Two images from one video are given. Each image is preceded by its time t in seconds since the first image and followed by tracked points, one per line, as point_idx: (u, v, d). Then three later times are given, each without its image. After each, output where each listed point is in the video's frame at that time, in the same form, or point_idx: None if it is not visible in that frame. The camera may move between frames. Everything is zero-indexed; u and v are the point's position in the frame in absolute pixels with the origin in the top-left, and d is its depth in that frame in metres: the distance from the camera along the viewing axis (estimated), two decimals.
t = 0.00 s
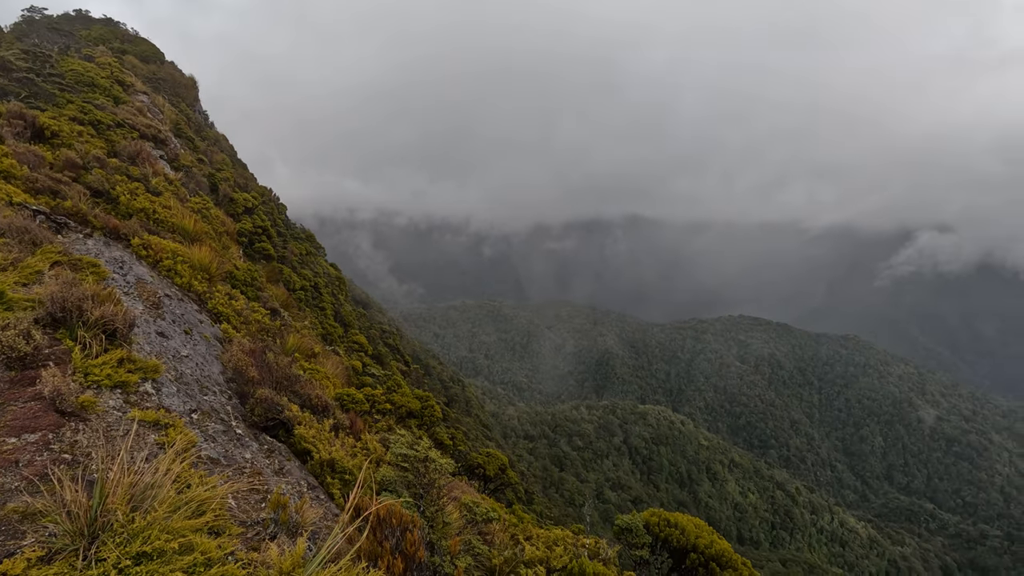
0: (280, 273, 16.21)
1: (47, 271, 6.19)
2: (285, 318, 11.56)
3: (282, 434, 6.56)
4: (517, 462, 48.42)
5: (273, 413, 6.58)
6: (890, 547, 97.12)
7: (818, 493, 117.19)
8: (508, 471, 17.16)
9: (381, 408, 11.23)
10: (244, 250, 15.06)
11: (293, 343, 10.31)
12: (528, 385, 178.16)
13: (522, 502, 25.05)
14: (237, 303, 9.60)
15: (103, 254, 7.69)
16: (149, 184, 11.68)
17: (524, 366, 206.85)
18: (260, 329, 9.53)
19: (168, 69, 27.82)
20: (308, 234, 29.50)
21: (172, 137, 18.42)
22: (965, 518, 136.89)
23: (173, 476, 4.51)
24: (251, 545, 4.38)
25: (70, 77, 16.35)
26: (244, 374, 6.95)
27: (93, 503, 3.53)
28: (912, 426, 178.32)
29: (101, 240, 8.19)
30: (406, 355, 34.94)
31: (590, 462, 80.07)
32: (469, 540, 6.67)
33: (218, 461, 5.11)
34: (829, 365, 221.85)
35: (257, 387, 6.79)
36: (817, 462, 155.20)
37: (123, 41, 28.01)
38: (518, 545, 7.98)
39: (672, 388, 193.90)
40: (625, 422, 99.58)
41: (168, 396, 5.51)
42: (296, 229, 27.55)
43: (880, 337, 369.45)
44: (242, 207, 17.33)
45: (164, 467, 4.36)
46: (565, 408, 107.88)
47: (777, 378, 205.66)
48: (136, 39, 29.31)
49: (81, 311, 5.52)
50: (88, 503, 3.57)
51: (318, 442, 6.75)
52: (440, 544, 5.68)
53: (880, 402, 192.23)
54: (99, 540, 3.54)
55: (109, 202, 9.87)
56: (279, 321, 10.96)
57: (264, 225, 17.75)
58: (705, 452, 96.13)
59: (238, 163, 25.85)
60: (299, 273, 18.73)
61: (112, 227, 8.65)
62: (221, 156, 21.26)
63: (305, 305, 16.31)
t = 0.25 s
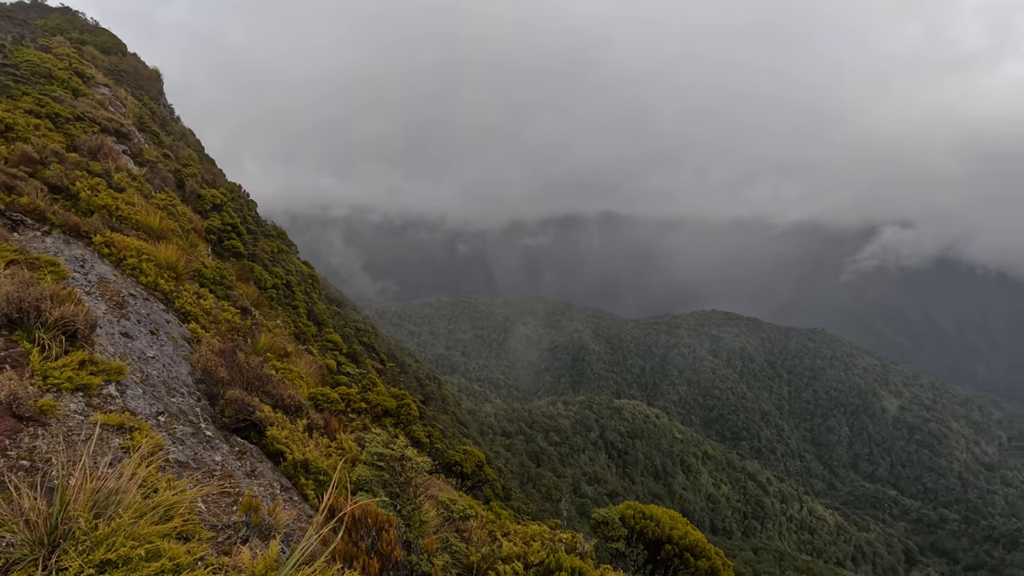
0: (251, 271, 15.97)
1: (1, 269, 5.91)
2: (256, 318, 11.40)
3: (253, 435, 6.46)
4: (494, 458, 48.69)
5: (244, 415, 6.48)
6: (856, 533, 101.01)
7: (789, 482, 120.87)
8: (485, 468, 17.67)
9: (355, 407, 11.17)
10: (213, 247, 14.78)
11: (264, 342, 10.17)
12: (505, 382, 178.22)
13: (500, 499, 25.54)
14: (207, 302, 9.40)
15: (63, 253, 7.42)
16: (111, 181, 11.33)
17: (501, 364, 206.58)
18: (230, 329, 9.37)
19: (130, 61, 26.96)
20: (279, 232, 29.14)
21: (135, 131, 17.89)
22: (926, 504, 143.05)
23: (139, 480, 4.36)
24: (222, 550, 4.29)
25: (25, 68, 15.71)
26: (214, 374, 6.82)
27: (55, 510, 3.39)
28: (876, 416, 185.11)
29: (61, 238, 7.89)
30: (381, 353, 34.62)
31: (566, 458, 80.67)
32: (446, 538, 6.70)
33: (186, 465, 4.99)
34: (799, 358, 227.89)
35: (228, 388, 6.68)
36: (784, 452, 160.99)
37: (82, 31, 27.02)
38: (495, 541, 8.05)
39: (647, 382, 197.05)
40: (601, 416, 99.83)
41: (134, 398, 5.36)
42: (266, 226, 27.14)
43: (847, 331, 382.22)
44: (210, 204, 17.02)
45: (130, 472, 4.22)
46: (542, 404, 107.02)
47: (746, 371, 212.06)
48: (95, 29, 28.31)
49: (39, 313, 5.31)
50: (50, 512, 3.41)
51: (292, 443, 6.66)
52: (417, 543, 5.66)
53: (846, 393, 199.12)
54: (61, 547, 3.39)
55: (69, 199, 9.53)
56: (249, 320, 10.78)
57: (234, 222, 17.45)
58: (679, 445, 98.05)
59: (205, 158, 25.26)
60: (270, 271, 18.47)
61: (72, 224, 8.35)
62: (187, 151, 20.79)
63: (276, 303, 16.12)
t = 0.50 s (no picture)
0: (217, 269, 15.66)
1: None
2: (223, 317, 11.18)
3: (221, 437, 6.34)
4: (468, 455, 49.00)
5: (211, 416, 6.35)
6: (820, 519, 105.16)
7: (758, 471, 124.73)
8: (461, 464, 18.00)
9: (326, 406, 11.08)
10: (177, 245, 14.41)
11: (232, 342, 9.98)
12: (480, 379, 177.94)
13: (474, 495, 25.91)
14: (171, 302, 9.16)
15: (15, 251, 7.10)
16: (66, 176, 10.91)
17: (477, 360, 206.18)
18: (195, 328, 9.17)
19: (84, 51, 25.92)
20: (246, 228, 28.62)
21: (92, 124, 17.26)
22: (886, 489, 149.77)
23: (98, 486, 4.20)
24: (189, 555, 4.19)
25: None
26: (179, 376, 6.68)
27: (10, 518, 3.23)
28: (839, 405, 192.24)
29: (13, 236, 7.56)
30: (354, 352, 34.25)
31: (541, 453, 81.21)
32: (421, 535, 6.73)
33: (150, 469, 4.86)
34: (766, 350, 233.63)
35: (195, 390, 6.53)
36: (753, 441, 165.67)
37: (32, 19, 25.84)
38: (470, 536, 8.13)
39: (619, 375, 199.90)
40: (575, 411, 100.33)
41: (93, 402, 5.20)
42: (232, 223, 26.59)
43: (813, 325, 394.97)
44: (173, 200, 16.60)
45: (89, 477, 4.06)
46: (516, 399, 106.30)
47: (714, 364, 217.76)
48: (46, 17, 27.16)
49: None
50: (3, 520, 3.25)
51: (261, 444, 6.56)
52: (392, 542, 5.64)
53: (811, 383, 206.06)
54: (18, 557, 3.23)
55: (21, 195, 9.13)
56: (216, 319, 10.56)
57: (199, 219, 17.04)
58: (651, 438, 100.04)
59: (166, 153, 24.56)
60: (238, 269, 18.11)
61: (26, 221, 8.00)
62: (148, 146, 20.23)
63: (244, 301, 15.85)
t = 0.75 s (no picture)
0: (186, 267, 15.35)
1: None
2: (193, 316, 10.98)
3: (193, 439, 6.23)
4: (448, 452, 49.33)
5: (181, 418, 6.24)
6: (791, 508, 108.57)
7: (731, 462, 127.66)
8: (438, 461, 18.31)
9: (301, 406, 10.98)
10: (143, 243, 14.07)
11: (202, 341, 9.80)
12: (456, 376, 177.66)
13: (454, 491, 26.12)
14: (139, 301, 8.94)
15: None
16: (26, 172, 10.54)
17: (454, 357, 205.65)
18: (164, 328, 8.98)
19: (42, 41, 24.96)
20: (217, 226, 28.13)
21: (52, 118, 16.70)
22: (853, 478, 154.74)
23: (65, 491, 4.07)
24: (159, 560, 4.11)
25: None
26: (148, 377, 6.55)
27: None
28: (809, 396, 197.63)
29: None
30: (330, 351, 33.99)
31: (519, 448, 81.60)
32: (398, 534, 6.74)
33: (118, 472, 4.74)
34: (738, 343, 237.81)
35: (165, 392, 6.40)
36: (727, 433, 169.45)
37: None
38: (449, 533, 8.20)
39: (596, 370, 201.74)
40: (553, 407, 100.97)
41: (57, 405, 5.05)
42: (201, 220, 26.06)
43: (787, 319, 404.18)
44: (139, 197, 16.21)
45: (55, 482, 3.93)
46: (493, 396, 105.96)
47: (690, 358, 221.20)
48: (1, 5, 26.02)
49: None
50: None
51: (235, 445, 6.46)
52: (369, 541, 5.62)
53: (782, 375, 211.27)
54: None
55: None
56: (186, 319, 10.34)
57: (167, 216, 16.66)
58: (628, 431, 101.53)
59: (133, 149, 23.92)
60: (208, 267, 17.78)
61: None
62: (112, 140, 19.68)
63: (215, 300, 15.57)
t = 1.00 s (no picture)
0: (156, 265, 15.03)
1: None
2: (163, 316, 10.77)
3: (163, 441, 6.12)
4: (428, 450, 49.44)
5: (151, 419, 6.10)
6: (765, 498, 111.46)
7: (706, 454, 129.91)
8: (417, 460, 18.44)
9: (277, 406, 10.85)
10: (110, 241, 13.72)
11: (173, 341, 9.61)
12: (434, 373, 176.66)
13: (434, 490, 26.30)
14: (106, 301, 8.73)
15: None
16: None
17: (432, 354, 204.39)
18: (133, 328, 8.78)
19: None
20: (188, 223, 27.62)
21: (11, 113, 16.16)
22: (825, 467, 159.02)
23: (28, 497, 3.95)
24: (129, 564, 4.00)
25: None
26: (116, 378, 6.41)
27: None
28: (782, 388, 202.20)
29: None
30: (308, 350, 33.63)
31: (499, 445, 81.63)
32: (377, 532, 6.72)
33: (85, 476, 4.62)
34: (712, 338, 241.03)
35: (133, 394, 6.26)
36: (704, 426, 172.56)
37: None
38: (428, 531, 8.23)
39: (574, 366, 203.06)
40: (533, 402, 101.25)
41: (19, 409, 4.90)
42: (170, 217, 25.52)
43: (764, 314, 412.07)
44: (105, 193, 15.82)
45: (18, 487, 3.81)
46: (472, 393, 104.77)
47: (667, 353, 223.44)
48: None
49: None
50: None
51: (207, 446, 6.35)
52: (347, 540, 5.59)
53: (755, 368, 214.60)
54: None
55: None
56: (155, 319, 10.11)
57: (135, 213, 16.29)
58: (606, 426, 102.62)
59: (97, 144, 23.30)
60: (179, 265, 17.42)
61: None
62: (77, 135, 19.15)
63: (186, 299, 15.28)
